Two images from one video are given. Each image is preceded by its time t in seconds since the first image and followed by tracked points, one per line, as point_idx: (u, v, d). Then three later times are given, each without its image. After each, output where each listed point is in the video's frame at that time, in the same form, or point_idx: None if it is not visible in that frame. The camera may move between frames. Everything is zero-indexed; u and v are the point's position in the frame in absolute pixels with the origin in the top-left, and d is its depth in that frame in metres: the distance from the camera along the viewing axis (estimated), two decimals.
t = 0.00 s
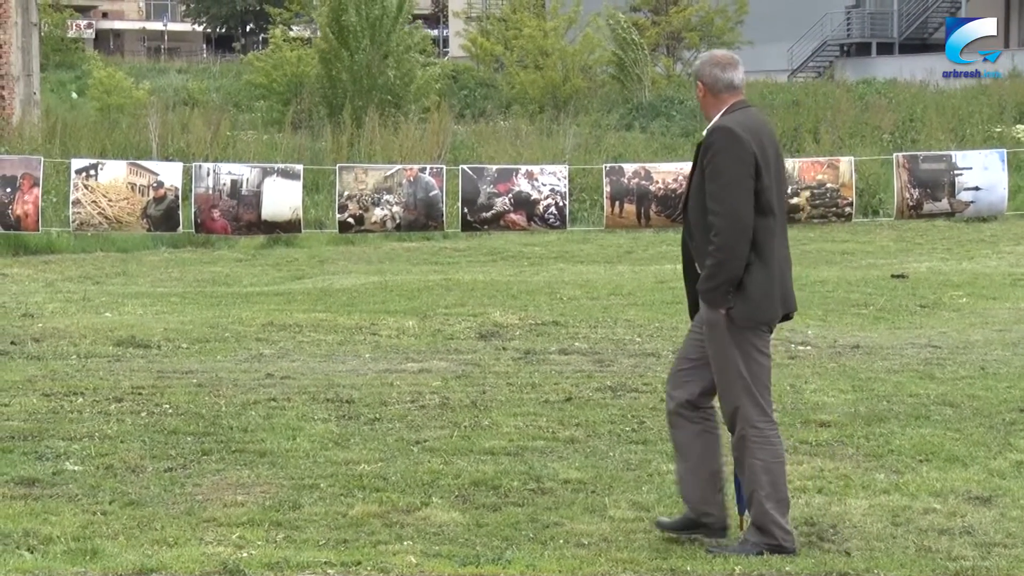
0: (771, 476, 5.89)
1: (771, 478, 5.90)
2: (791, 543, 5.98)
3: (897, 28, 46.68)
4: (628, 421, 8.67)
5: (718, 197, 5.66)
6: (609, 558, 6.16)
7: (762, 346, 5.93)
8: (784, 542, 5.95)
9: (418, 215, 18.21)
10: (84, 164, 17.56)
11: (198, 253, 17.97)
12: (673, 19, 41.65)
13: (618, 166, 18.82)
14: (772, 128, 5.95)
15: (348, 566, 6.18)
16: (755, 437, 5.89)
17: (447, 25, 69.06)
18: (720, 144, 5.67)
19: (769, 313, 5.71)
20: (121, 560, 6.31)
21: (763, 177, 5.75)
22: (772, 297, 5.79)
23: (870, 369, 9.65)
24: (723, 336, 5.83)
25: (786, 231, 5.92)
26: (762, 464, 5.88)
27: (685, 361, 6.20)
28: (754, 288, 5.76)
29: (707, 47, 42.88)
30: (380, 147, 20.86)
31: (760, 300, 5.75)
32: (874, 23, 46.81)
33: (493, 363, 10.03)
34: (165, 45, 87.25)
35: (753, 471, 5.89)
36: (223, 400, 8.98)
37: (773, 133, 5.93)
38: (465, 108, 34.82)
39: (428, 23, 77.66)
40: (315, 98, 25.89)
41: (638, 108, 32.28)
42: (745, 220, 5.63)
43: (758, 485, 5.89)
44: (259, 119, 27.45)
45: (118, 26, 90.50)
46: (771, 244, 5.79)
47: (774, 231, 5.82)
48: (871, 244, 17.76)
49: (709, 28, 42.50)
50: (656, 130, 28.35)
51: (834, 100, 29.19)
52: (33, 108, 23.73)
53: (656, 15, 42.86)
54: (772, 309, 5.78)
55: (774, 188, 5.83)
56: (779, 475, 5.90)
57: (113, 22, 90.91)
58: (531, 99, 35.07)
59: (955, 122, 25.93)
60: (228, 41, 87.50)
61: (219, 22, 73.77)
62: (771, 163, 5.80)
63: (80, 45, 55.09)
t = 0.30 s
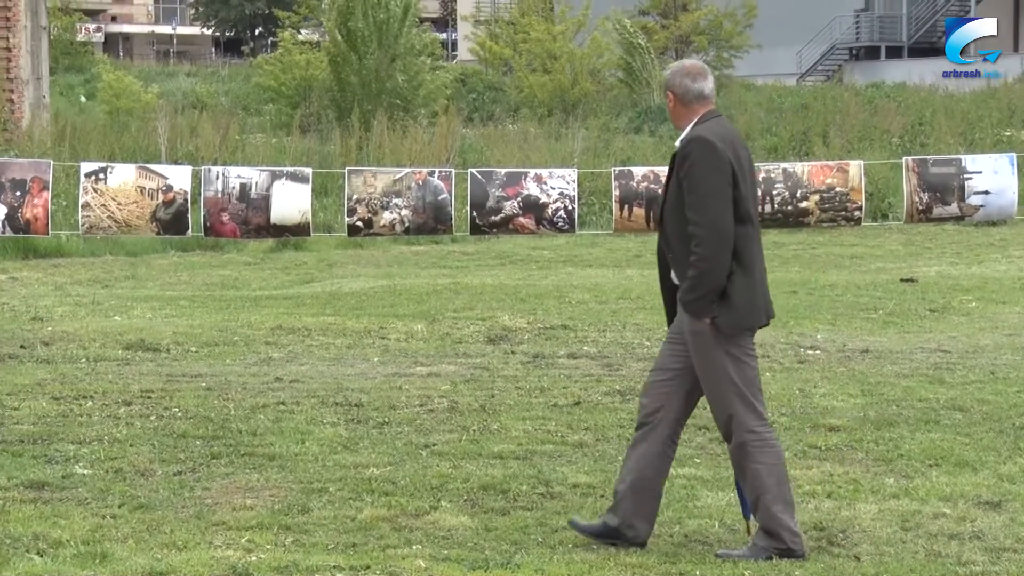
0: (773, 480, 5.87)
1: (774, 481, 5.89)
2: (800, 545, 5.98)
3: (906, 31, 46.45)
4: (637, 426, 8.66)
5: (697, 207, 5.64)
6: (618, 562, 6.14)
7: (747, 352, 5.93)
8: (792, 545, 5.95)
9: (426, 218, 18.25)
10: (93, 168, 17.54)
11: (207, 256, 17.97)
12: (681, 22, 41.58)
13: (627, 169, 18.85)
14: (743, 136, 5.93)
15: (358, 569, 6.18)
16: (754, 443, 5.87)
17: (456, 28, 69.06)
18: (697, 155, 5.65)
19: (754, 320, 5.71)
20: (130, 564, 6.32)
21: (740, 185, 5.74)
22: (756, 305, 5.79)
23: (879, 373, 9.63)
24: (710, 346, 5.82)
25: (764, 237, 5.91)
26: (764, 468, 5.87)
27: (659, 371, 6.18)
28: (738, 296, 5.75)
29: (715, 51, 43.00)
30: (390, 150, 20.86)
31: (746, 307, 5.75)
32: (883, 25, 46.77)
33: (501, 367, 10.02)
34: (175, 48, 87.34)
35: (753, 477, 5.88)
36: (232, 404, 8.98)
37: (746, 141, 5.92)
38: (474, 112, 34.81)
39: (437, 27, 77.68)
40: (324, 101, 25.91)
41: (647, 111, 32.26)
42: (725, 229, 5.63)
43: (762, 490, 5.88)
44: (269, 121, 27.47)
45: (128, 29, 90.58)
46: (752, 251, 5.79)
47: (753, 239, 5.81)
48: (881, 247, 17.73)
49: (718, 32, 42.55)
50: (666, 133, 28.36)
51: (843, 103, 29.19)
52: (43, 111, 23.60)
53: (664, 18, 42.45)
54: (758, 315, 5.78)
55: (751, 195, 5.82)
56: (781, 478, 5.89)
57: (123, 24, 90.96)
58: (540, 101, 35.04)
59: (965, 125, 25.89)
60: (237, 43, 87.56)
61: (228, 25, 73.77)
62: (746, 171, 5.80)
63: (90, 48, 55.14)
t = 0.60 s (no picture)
0: (756, 476, 5.87)
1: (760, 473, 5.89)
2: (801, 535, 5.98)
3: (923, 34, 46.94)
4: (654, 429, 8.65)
5: (657, 208, 5.68)
6: (635, 566, 6.15)
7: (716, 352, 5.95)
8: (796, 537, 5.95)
9: (443, 222, 18.26)
10: (110, 172, 17.47)
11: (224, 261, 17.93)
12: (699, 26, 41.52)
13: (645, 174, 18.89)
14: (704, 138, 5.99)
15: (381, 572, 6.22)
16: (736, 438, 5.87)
17: (473, 32, 69.18)
18: (656, 156, 5.70)
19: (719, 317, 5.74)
20: (149, 568, 6.34)
21: (701, 185, 5.78)
22: (721, 303, 5.82)
23: (898, 377, 9.63)
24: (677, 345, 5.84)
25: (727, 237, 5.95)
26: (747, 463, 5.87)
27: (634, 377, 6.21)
28: (703, 294, 5.79)
29: (733, 56, 42.60)
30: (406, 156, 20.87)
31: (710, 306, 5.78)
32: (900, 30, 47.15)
33: (519, 370, 10.03)
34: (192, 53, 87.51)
35: (737, 472, 5.88)
36: (250, 408, 8.98)
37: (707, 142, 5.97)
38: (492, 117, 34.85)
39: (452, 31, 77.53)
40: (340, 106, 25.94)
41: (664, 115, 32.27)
42: (686, 228, 5.66)
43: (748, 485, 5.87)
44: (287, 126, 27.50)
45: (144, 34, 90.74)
46: (716, 250, 5.83)
47: (716, 237, 5.85)
48: (899, 252, 17.71)
49: (734, 35, 42.18)
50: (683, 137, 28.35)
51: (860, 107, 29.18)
52: (60, 115, 23.41)
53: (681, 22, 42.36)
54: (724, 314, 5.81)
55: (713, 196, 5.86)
56: (768, 473, 5.89)
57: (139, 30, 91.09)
58: (557, 106, 35.02)
59: (983, 130, 25.87)
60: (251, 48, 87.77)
61: (244, 31, 73.83)
62: (707, 171, 5.84)
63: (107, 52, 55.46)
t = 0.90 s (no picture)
0: (723, 467, 6.01)
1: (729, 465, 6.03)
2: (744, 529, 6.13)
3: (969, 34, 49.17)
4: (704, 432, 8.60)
5: (675, 198, 5.81)
6: (687, 571, 6.15)
7: (715, 346, 6.08)
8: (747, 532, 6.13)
9: (493, 226, 18.21)
10: (161, 178, 17.21)
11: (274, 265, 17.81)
12: (748, 28, 43.19)
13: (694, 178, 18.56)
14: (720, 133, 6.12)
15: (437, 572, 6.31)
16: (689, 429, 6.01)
17: (520, 35, 69.67)
18: (673, 147, 5.82)
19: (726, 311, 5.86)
20: (204, 573, 6.38)
21: (716, 179, 5.93)
22: (729, 297, 5.95)
23: (951, 379, 9.60)
24: (680, 334, 5.96)
25: (737, 231, 6.10)
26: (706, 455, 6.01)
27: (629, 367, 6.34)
28: (713, 287, 5.92)
29: (781, 58, 44.53)
30: (455, 159, 20.84)
31: (719, 299, 5.92)
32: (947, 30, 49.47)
33: (568, 374, 10.03)
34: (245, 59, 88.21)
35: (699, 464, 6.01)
36: (301, 413, 9.01)
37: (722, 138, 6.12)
38: (541, 120, 34.97)
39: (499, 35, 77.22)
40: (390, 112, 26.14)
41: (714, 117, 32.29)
42: (703, 220, 5.79)
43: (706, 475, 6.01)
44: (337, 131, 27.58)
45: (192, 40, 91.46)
46: (727, 244, 5.97)
47: (729, 231, 6.00)
48: (949, 253, 17.62)
49: (782, 38, 44.25)
50: (731, 139, 28.35)
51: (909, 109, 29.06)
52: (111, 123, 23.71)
53: (728, 24, 44.00)
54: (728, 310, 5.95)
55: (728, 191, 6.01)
56: (732, 465, 6.03)
57: (187, 36, 91.78)
58: (607, 111, 35.12)
59: None
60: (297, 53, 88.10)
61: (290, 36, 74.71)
62: (723, 166, 5.99)
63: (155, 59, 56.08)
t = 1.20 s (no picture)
0: (677, 482, 5.99)
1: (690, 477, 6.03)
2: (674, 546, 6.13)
3: None
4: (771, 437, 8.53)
5: (710, 200, 5.80)
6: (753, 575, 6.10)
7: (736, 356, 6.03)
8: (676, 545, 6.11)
9: (558, 229, 17.56)
10: (228, 181, 16.68)
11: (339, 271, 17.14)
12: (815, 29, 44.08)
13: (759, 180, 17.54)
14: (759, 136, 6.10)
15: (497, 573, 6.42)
16: (678, 435, 5.99)
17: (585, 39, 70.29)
18: (710, 149, 5.81)
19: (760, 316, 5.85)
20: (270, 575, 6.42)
21: (752, 181, 5.91)
22: (761, 301, 5.93)
23: (1023, 384, 9.48)
24: (705, 334, 5.95)
25: (774, 234, 6.08)
26: (677, 464, 5.99)
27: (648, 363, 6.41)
28: (745, 290, 5.91)
29: (848, 60, 45.20)
30: (520, 163, 20.82)
31: (751, 303, 5.91)
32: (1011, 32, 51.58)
33: (634, 378, 10.00)
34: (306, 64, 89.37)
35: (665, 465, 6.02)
36: (366, 416, 9.03)
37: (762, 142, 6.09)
38: (605, 123, 35.09)
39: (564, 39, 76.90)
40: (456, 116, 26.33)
41: (778, 121, 32.21)
42: (737, 223, 5.79)
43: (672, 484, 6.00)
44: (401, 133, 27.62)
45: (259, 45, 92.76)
46: (761, 248, 5.96)
47: (765, 235, 5.98)
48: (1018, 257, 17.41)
49: (850, 39, 44.82)
50: (796, 142, 28.28)
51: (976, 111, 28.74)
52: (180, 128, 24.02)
53: (795, 27, 44.99)
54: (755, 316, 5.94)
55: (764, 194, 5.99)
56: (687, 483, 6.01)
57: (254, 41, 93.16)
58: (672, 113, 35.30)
59: None
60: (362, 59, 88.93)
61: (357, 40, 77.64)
62: (759, 169, 5.97)
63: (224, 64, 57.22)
